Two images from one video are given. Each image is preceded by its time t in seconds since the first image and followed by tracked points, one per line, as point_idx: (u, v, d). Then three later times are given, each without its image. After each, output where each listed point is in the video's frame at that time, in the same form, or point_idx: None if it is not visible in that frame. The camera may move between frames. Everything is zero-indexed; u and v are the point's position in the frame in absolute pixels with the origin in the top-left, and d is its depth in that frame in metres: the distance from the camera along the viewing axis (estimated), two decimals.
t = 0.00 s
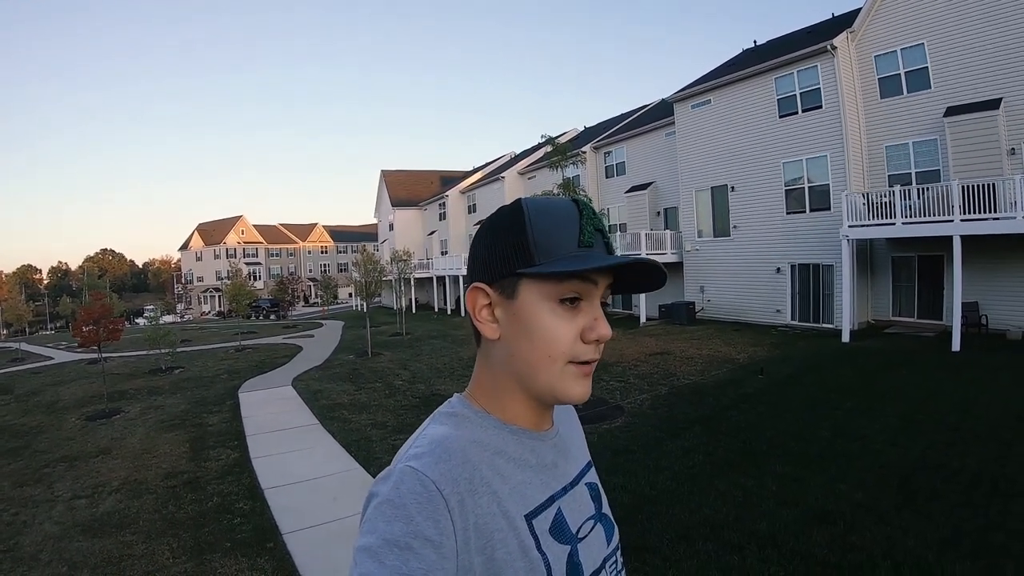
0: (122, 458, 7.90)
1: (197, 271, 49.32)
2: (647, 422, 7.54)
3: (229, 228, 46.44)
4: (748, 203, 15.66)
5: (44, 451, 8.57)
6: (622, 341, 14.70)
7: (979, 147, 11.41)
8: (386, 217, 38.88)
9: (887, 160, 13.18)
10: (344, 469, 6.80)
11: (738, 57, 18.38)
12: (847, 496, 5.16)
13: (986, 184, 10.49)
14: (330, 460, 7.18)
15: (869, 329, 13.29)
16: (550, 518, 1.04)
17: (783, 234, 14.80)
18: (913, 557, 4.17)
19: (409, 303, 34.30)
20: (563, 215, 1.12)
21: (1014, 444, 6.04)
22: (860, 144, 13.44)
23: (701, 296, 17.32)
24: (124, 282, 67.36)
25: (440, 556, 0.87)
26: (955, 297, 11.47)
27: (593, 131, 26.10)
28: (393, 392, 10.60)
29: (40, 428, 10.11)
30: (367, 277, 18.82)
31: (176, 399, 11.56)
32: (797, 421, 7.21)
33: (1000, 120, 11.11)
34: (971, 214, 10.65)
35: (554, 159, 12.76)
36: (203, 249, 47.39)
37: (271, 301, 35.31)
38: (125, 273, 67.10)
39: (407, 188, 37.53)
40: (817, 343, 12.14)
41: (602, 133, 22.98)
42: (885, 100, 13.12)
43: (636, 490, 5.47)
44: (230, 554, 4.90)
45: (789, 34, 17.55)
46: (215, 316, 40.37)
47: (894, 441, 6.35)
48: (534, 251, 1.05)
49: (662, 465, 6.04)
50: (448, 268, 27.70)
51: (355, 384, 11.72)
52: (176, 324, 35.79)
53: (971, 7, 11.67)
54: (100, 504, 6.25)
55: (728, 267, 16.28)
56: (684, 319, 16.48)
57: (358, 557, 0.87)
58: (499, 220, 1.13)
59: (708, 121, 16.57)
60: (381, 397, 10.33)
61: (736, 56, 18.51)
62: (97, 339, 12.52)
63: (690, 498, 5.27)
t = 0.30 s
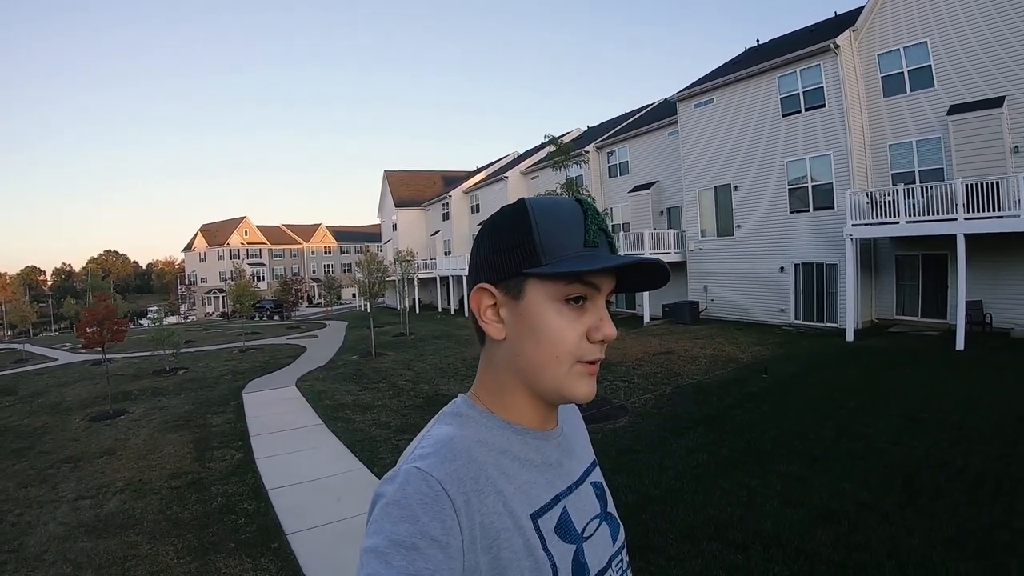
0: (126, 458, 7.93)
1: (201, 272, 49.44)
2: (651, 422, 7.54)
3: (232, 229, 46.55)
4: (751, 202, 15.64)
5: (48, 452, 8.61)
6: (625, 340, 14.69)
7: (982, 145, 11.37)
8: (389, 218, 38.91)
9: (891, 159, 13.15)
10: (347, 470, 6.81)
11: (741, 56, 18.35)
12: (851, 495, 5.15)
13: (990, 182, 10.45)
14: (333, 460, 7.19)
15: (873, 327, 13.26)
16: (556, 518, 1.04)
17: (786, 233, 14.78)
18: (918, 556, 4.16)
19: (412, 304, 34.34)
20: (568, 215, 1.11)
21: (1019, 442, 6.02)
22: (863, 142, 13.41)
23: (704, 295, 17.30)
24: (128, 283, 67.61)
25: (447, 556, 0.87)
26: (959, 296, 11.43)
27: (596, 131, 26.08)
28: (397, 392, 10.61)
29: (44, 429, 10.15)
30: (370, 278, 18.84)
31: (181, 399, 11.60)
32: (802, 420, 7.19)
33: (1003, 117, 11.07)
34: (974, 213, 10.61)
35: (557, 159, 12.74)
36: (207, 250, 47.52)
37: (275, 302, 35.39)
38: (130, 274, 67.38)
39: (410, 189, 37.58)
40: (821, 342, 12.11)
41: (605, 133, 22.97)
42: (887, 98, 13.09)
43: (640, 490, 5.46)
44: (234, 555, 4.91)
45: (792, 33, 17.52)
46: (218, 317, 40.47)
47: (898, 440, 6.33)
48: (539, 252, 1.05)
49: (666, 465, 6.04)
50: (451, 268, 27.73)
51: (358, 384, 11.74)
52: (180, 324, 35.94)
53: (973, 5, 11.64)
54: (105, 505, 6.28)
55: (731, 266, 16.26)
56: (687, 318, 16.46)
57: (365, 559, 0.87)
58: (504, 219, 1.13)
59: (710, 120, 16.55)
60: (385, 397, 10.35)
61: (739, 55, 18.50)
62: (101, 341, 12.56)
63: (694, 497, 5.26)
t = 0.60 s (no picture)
0: (126, 458, 7.93)
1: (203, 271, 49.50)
2: (652, 425, 7.53)
3: (235, 229, 46.62)
4: (753, 206, 15.64)
5: (48, 450, 8.61)
6: (627, 343, 14.68)
7: (985, 149, 11.35)
8: (391, 219, 38.90)
9: (893, 163, 13.13)
10: (348, 470, 6.81)
11: (744, 59, 18.36)
12: (852, 500, 5.14)
13: (992, 186, 10.44)
14: (334, 461, 7.19)
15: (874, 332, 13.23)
16: (557, 518, 1.04)
17: (788, 237, 14.77)
18: (919, 561, 4.15)
19: (414, 305, 34.34)
20: (566, 215, 1.12)
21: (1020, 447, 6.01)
22: (865, 146, 13.42)
23: (706, 298, 17.30)
24: (130, 282, 67.72)
25: (448, 556, 0.87)
26: (961, 300, 11.40)
27: (599, 133, 26.10)
28: (398, 393, 10.61)
29: (45, 428, 10.16)
30: (372, 278, 18.83)
31: (182, 399, 11.61)
32: (803, 424, 7.18)
33: (1006, 122, 11.05)
34: (977, 217, 10.60)
35: (559, 161, 12.69)
36: (209, 250, 47.58)
37: (277, 302, 35.43)
38: (132, 273, 67.54)
39: (413, 190, 37.62)
40: (822, 346, 12.10)
41: (607, 136, 22.98)
42: (890, 102, 13.08)
43: (640, 493, 5.46)
44: (234, 555, 4.91)
45: (795, 37, 17.53)
46: (220, 317, 40.50)
47: (899, 445, 6.32)
48: (538, 253, 1.05)
49: (667, 468, 6.03)
50: (453, 270, 27.75)
51: (359, 386, 11.74)
52: (181, 324, 35.97)
53: (976, 10, 11.63)
54: (105, 504, 6.28)
55: (733, 269, 16.25)
56: (688, 322, 16.35)
57: (368, 560, 0.88)
58: (503, 220, 1.14)
59: (713, 123, 16.56)
60: (386, 398, 10.35)
61: (742, 58, 18.51)
62: (102, 340, 12.57)
63: (694, 501, 5.25)
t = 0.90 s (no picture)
0: (126, 456, 7.94)
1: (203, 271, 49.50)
2: (652, 425, 7.53)
3: (235, 228, 46.61)
4: (754, 207, 15.64)
5: (48, 449, 8.61)
6: (627, 344, 14.69)
7: (986, 152, 11.36)
8: (392, 219, 38.90)
9: (894, 165, 13.14)
10: (347, 470, 6.81)
11: (745, 61, 18.35)
12: (852, 501, 5.13)
13: (992, 188, 10.44)
14: (334, 460, 7.19)
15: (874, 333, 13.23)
16: (557, 512, 1.05)
17: (788, 238, 14.78)
18: (918, 562, 4.15)
19: (414, 305, 34.35)
20: (562, 213, 1.12)
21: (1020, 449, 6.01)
22: (866, 148, 13.42)
23: (706, 299, 17.30)
24: (130, 281, 67.72)
25: (449, 550, 0.87)
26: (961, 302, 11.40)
27: (599, 134, 26.11)
28: (398, 393, 10.61)
29: (45, 426, 10.17)
30: (373, 278, 18.83)
31: (182, 398, 11.62)
32: (803, 425, 7.18)
33: (1007, 124, 11.06)
34: (977, 219, 10.60)
35: (560, 162, 12.67)
36: (210, 250, 47.58)
37: (277, 302, 35.45)
38: (132, 272, 67.57)
39: (414, 191, 37.64)
40: (822, 348, 12.09)
41: (608, 137, 22.98)
42: (891, 104, 13.09)
43: (641, 493, 5.46)
44: (233, 554, 4.91)
45: (796, 38, 17.53)
46: (220, 316, 40.50)
47: (899, 446, 6.32)
48: (534, 250, 1.05)
49: (667, 469, 6.03)
50: (453, 270, 27.76)
51: (360, 385, 11.74)
52: (181, 323, 35.96)
53: (977, 11, 11.63)
54: (105, 502, 6.29)
55: (734, 271, 16.25)
56: (688, 323, 16.39)
57: (368, 554, 0.88)
58: (500, 216, 1.14)
59: (714, 124, 16.56)
60: (386, 398, 10.34)
61: (743, 60, 18.52)
62: (102, 338, 12.57)
63: (694, 501, 5.26)
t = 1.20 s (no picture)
0: (126, 457, 7.95)
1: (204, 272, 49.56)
2: (652, 429, 7.54)
3: (237, 230, 46.69)
4: (755, 212, 15.66)
5: (49, 449, 8.63)
6: (627, 348, 14.69)
7: (987, 157, 11.37)
8: (394, 221, 38.85)
9: (895, 170, 13.15)
10: (347, 472, 6.81)
11: (747, 66, 18.39)
12: (852, 506, 5.13)
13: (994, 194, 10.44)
14: (334, 462, 7.20)
15: (876, 339, 13.22)
16: (557, 515, 1.05)
17: (789, 243, 14.79)
18: (917, 567, 4.15)
19: (415, 307, 34.34)
20: (560, 217, 1.13)
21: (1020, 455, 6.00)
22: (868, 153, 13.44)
23: (707, 304, 17.30)
24: (132, 282, 67.83)
25: (448, 553, 0.88)
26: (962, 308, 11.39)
27: (601, 138, 26.16)
28: (398, 396, 10.62)
29: (46, 426, 10.18)
30: (374, 281, 18.85)
31: (182, 399, 11.63)
32: (803, 430, 7.18)
33: (1008, 129, 11.07)
34: (979, 225, 10.59)
35: (561, 165, 12.70)
36: (211, 251, 47.65)
37: (278, 303, 35.48)
38: (133, 273, 67.69)
39: (415, 193, 37.72)
40: (823, 353, 12.08)
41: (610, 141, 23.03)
42: (892, 109, 13.11)
43: (640, 497, 5.46)
44: (233, 555, 4.91)
45: (798, 44, 17.59)
46: (221, 317, 40.53)
47: (899, 451, 6.32)
48: (534, 254, 1.06)
49: (667, 473, 6.03)
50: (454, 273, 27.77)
51: (360, 387, 11.76)
52: (182, 324, 35.97)
53: (978, 18, 11.68)
54: (104, 502, 6.29)
55: (735, 275, 16.26)
56: (690, 328, 16.38)
57: (368, 557, 0.89)
58: (497, 222, 1.15)
59: (715, 128, 16.60)
60: (386, 400, 10.35)
61: (744, 65, 18.57)
62: (103, 339, 12.59)
63: (694, 506, 5.25)
